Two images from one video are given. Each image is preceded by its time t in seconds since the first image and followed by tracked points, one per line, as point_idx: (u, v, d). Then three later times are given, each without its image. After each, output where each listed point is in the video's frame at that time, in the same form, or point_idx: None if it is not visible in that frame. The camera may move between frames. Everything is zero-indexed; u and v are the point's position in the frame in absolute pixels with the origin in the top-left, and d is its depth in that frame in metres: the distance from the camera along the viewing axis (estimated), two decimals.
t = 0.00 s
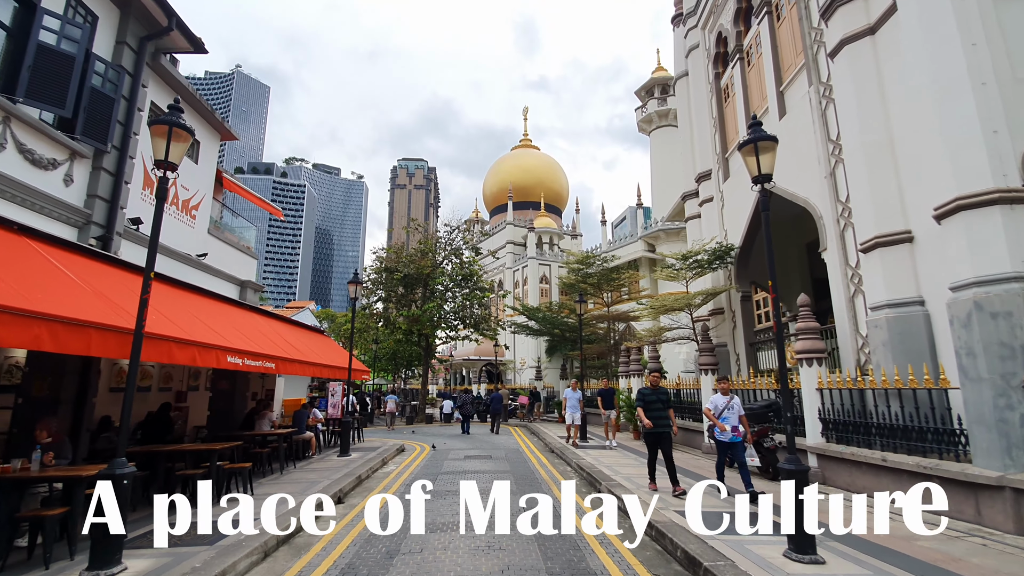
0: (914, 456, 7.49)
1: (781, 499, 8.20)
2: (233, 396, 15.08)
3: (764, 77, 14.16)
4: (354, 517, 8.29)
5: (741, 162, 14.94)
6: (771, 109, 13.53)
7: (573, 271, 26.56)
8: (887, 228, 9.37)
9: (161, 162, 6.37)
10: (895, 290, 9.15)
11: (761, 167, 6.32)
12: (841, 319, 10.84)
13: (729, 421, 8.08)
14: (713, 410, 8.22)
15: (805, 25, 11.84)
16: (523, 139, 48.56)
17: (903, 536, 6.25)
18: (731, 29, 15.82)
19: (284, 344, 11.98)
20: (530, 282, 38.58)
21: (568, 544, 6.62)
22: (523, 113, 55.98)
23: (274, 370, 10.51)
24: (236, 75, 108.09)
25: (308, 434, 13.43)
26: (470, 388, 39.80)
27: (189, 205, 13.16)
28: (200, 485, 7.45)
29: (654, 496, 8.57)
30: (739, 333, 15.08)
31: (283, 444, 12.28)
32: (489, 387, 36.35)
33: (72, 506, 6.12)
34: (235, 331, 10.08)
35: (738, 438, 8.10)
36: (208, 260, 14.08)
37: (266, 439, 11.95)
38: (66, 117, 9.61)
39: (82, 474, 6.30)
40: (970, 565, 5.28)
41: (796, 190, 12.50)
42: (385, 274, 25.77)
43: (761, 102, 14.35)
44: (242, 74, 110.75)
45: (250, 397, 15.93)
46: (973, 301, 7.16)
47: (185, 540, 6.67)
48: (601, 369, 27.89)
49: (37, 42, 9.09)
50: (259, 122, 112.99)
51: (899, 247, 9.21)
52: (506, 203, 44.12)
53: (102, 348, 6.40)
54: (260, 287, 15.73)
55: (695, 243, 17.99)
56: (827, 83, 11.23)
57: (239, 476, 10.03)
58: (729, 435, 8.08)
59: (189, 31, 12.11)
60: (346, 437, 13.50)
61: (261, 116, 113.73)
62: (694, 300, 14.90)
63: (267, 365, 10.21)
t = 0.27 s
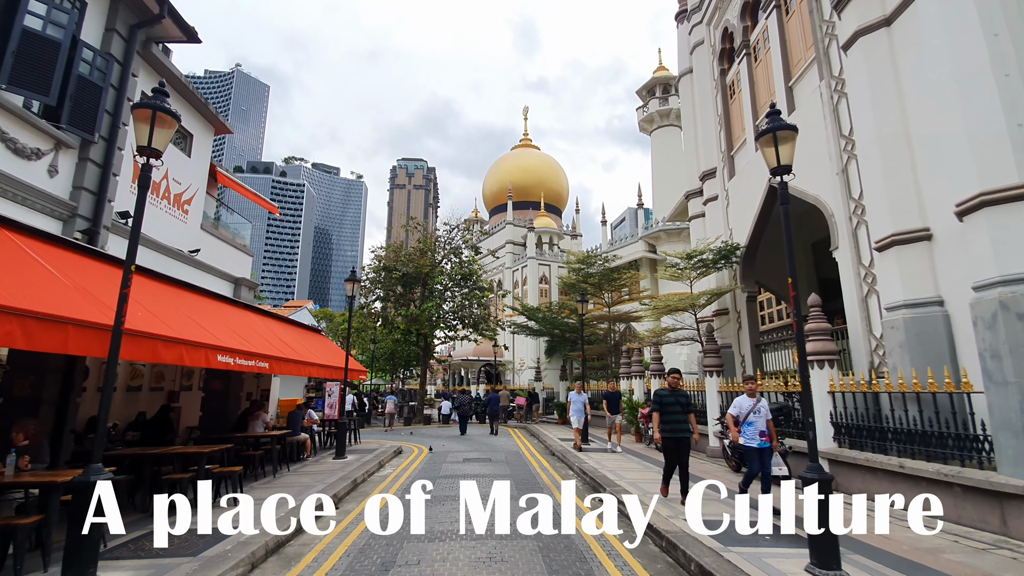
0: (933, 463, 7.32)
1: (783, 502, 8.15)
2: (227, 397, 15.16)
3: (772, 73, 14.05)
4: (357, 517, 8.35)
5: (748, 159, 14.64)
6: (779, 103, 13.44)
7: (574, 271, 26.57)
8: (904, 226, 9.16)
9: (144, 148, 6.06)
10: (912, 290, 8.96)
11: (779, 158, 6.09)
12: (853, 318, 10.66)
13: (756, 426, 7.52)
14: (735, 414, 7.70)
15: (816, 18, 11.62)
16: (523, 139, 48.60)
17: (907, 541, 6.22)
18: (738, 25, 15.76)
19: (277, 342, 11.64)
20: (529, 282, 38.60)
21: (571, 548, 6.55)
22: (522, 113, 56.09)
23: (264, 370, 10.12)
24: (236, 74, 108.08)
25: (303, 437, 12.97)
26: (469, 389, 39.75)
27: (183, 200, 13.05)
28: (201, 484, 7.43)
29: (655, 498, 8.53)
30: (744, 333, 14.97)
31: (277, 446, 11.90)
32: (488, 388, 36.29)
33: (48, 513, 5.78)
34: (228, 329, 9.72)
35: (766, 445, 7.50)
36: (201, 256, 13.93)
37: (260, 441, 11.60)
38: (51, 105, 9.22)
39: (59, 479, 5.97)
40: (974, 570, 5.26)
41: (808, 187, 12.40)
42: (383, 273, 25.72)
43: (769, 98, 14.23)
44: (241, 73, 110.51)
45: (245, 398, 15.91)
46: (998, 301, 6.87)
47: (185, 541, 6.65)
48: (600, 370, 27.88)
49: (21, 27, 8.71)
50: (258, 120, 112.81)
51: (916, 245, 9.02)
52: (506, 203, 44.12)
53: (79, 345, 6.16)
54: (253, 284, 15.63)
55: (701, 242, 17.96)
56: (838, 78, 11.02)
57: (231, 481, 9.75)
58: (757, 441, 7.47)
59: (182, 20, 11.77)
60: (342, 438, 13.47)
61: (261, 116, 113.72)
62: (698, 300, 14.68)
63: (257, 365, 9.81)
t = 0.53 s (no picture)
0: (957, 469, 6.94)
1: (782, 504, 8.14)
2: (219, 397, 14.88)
3: (779, 69, 13.61)
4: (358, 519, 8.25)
5: (754, 155, 14.45)
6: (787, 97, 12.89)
7: (575, 272, 26.66)
8: (923, 222, 8.59)
9: (125, 131, 5.76)
10: (932, 289, 8.39)
11: (802, 145, 5.96)
12: (867, 319, 10.06)
13: (786, 432, 7.11)
14: (764, 423, 7.24)
15: (825, 11, 10.96)
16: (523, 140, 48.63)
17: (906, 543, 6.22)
18: (743, 21, 15.42)
19: (270, 342, 11.25)
20: (529, 283, 38.62)
21: (570, 549, 6.54)
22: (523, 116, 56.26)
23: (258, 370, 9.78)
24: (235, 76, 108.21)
25: (298, 440, 12.74)
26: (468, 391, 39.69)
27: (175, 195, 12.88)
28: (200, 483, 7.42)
29: (654, 501, 8.53)
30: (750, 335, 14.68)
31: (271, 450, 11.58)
32: (487, 390, 36.23)
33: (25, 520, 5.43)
34: (219, 329, 9.38)
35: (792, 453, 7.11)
36: (194, 253, 13.73)
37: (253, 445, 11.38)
38: (38, 93, 9.11)
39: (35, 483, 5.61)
40: (970, 569, 5.28)
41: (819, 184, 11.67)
42: (382, 274, 25.70)
43: (775, 96, 13.79)
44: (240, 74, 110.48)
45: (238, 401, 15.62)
46: None
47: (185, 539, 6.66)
48: (600, 372, 27.86)
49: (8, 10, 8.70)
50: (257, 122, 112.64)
51: (936, 241, 8.46)
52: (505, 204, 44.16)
53: (59, 344, 5.90)
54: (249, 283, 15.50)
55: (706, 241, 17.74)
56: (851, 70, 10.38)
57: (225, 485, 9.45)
58: (786, 448, 7.07)
59: (176, 10, 11.53)
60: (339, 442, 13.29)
61: (260, 117, 113.82)
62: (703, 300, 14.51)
63: (250, 364, 9.46)
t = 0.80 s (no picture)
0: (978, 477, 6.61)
1: (781, 506, 8.16)
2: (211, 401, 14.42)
3: (784, 65, 13.73)
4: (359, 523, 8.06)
5: (759, 154, 14.51)
6: (792, 95, 12.93)
7: (574, 273, 26.72)
8: (940, 220, 8.58)
9: (103, 119, 5.52)
10: (949, 289, 8.41)
11: (824, 137, 5.75)
12: (880, 321, 10.09)
13: (821, 442, 6.31)
14: (797, 433, 6.44)
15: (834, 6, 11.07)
16: (522, 142, 48.79)
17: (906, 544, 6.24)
18: (746, 18, 15.62)
19: (260, 344, 11.02)
20: (527, 285, 38.62)
21: (570, 549, 6.55)
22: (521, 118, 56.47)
23: (248, 374, 9.57)
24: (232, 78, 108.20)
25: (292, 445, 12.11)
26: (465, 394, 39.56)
27: (166, 193, 12.63)
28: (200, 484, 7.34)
29: (653, 502, 8.56)
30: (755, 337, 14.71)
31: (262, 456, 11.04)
32: (484, 393, 36.10)
33: None
34: (208, 331, 9.18)
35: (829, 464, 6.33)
36: (184, 253, 13.40)
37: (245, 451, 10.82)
38: (20, 85, 8.81)
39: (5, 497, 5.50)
40: (960, 569, 5.30)
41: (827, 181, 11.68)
42: (379, 275, 25.68)
43: (779, 94, 13.91)
44: (237, 76, 110.47)
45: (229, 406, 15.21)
46: None
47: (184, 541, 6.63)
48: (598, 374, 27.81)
49: None
50: (254, 124, 112.50)
51: (954, 239, 8.43)
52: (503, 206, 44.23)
53: (30, 347, 5.56)
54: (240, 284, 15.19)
55: (708, 243, 17.81)
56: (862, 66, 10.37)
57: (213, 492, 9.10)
58: (823, 460, 6.28)
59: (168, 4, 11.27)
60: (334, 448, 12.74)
61: (257, 119, 113.71)
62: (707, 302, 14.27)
63: (240, 367, 9.25)
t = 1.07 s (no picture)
0: (996, 478, 6.54)
1: (781, 506, 8.19)
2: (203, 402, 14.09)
3: (790, 58, 13.50)
4: (358, 523, 8.05)
5: (764, 149, 14.27)
6: (799, 89, 12.63)
7: (574, 272, 26.74)
8: (958, 212, 8.33)
9: (81, 98, 5.35)
10: (967, 284, 8.17)
11: (846, 120, 5.59)
12: (891, 318, 9.71)
13: (858, 443, 5.89)
14: (835, 431, 5.91)
15: None
16: (522, 141, 48.82)
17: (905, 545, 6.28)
18: (751, 12, 15.48)
19: (253, 343, 10.69)
20: (526, 285, 38.66)
21: (571, 550, 6.57)
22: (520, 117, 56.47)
23: (240, 373, 9.27)
24: (230, 78, 108.12)
25: (284, 446, 11.88)
26: (464, 395, 39.56)
27: (158, 187, 12.59)
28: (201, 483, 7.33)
29: (654, 502, 8.58)
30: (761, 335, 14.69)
31: (256, 458, 10.70)
32: (483, 393, 36.11)
33: None
34: (200, 329, 8.90)
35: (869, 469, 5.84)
36: (176, 249, 13.23)
37: (238, 453, 10.39)
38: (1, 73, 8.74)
39: None
40: (958, 569, 5.36)
41: (824, 174, 11.27)
42: (378, 274, 25.70)
43: (784, 87, 13.65)
44: (235, 76, 110.33)
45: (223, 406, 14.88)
46: None
47: (185, 541, 6.64)
48: (598, 374, 27.81)
49: None
50: (252, 124, 112.36)
51: (974, 232, 8.17)
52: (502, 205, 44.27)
53: None
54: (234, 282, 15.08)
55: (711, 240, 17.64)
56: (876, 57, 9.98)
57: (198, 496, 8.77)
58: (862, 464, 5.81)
59: None
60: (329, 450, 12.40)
61: (255, 119, 113.64)
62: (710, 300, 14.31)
63: (231, 366, 8.94)
